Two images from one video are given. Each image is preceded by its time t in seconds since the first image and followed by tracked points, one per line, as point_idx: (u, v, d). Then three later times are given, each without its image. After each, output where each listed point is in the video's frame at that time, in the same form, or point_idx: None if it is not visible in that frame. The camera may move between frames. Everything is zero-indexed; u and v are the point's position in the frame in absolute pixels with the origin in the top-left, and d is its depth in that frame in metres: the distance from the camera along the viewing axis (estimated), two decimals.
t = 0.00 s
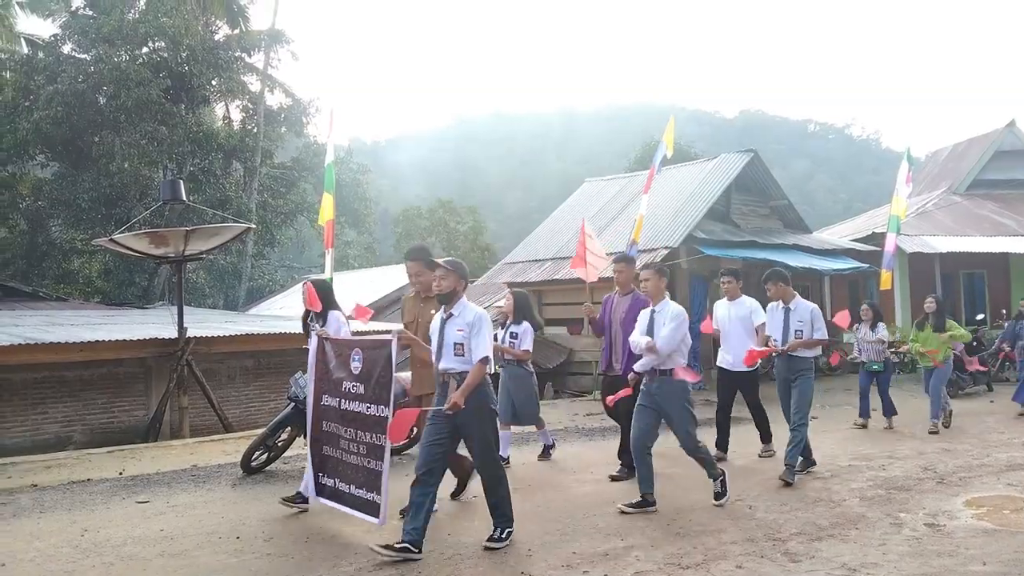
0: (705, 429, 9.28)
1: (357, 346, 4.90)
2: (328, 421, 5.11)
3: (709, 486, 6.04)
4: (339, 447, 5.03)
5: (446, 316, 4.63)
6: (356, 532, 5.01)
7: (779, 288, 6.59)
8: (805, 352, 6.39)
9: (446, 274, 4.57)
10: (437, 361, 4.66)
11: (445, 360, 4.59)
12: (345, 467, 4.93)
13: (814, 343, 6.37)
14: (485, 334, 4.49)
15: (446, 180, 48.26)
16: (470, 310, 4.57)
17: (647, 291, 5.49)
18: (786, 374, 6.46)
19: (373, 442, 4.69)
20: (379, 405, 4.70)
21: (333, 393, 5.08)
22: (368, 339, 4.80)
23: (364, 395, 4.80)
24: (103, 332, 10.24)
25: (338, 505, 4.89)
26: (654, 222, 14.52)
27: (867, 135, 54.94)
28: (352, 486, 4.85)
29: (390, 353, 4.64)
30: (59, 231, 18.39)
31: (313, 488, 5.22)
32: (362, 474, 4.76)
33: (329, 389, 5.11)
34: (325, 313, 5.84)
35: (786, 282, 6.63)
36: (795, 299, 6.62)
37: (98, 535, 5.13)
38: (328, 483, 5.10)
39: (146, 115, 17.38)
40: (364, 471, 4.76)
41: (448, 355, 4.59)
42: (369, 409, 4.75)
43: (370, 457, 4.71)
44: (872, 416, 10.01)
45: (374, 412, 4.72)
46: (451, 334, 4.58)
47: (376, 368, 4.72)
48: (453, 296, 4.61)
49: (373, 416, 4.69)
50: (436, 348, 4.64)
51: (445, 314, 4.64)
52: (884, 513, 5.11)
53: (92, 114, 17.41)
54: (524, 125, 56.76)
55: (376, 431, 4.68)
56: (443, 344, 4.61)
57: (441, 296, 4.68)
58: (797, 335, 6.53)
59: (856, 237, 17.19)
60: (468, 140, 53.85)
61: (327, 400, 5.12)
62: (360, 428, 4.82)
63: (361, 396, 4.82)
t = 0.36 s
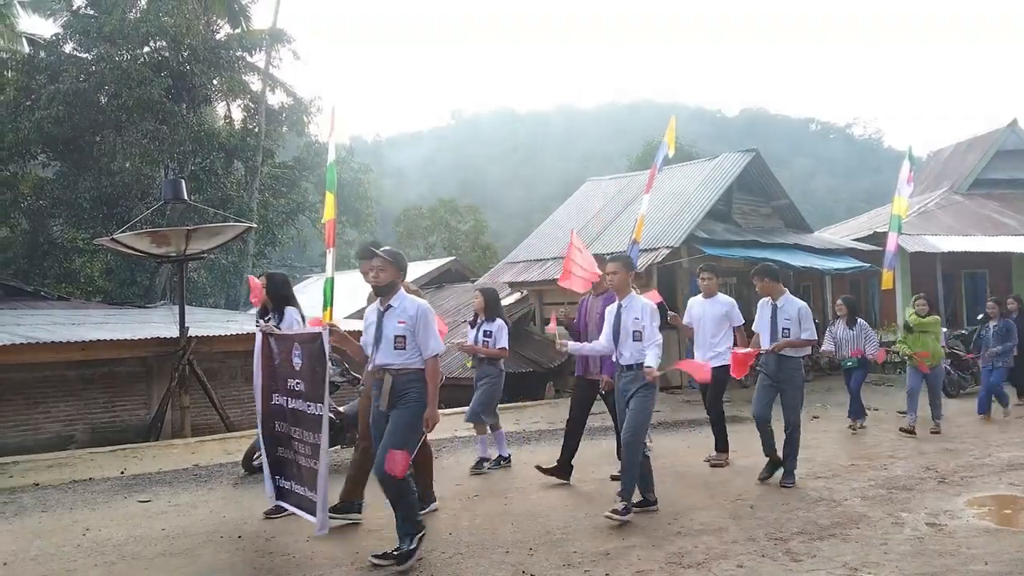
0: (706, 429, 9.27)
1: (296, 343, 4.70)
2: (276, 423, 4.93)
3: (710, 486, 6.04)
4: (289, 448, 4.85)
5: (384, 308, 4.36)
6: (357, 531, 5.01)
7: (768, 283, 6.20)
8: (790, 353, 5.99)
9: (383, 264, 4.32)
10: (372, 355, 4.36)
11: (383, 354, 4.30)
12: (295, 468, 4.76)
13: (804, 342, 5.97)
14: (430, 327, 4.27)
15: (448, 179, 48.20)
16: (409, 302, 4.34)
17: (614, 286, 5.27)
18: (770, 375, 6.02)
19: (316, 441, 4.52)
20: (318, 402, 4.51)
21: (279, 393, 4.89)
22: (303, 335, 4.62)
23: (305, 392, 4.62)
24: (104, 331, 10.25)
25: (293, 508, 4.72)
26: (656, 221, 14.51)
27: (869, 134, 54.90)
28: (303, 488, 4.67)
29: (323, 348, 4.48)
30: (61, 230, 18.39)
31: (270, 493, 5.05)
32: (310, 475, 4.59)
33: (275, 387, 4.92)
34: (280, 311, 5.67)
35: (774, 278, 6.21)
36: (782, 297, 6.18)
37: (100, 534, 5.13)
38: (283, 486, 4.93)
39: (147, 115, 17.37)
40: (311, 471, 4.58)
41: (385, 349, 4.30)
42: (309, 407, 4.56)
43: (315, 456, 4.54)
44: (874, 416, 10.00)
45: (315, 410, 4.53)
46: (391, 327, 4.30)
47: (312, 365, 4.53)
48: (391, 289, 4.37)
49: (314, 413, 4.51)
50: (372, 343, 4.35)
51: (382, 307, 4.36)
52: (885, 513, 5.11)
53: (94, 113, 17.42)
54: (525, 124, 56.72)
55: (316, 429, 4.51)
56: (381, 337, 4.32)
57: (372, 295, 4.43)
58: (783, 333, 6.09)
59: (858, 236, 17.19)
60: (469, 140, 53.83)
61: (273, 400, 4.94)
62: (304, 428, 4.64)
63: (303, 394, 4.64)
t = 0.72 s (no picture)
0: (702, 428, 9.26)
1: (233, 346, 4.31)
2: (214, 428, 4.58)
3: (707, 484, 6.05)
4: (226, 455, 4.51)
5: (320, 314, 3.94)
6: (352, 529, 5.00)
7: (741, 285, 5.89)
8: (766, 358, 5.70)
9: (322, 266, 3.90)
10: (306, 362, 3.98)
11: (314, 365, 3.92)
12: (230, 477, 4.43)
13: (780, 347, 5.66)
14: (363, 340, 3.81)
15: (443, 178, 48.11)
16: (346, 309, 3.88)
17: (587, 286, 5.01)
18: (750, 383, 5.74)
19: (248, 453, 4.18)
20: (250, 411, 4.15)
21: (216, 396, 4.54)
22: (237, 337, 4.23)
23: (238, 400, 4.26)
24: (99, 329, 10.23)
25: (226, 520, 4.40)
26: (653, 220, 14.51)
27: (865, 134, 54.99)
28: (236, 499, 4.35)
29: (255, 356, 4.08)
30: (56, 228, 18.32)
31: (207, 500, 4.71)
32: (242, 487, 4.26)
33: (212, 390, 4.56)
34: (222, 314, 5.08)
35: (747, 281, 5.87)
36: (756, 300, 5.83)
37: (95, 533, 5.12)
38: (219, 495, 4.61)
39: (143, 113, 17.33)
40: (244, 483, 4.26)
41: (316, 360, 3.92)
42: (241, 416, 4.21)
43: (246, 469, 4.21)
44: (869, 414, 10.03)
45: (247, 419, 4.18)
46: (324, 336, 3.89)
47: (244, 371, 4.15)
48: (330, 293, 3.93)
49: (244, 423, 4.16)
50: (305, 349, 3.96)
51: (319, 313, 3.94)
52: (881, 511, 5.11)
53: (89, 110, 17.37)
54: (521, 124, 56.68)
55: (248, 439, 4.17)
56: (313, 346, 3.93)
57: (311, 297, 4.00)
58: (758, 338, 5.77)
59: (853, 235, 17.23)
60: (465, 139, 53.77)
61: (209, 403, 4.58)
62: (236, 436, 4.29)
63: (236, 400, 4.28)
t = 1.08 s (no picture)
0: (702, 426, 9.25)
1: (162, 339, 4.15)
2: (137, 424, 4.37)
3: (707, 482, 6.04)
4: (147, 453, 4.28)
5: (253, 305, 3.67)
6: (354, 527, 5.00)
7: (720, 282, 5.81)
8: (746, 354, 5.60)
9: (255, 254, 3.66)
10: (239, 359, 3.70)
11: (246, 360, 3.63)
12: (151, 477, 4.19)
13: (760, 343, 5.57)
14: (291, 329, 3.53)
15: (446, 176, 48.09)
16: (278, 298, 3.62)
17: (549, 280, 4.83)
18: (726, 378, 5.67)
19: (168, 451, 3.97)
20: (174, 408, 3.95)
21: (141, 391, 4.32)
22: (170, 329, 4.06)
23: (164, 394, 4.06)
24: (101, 326, 10.24)
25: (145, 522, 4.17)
26: (655, 218, 14.50)
27: (868, 132, 54.93)
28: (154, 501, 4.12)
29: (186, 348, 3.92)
30: (58, 225, 18.33)
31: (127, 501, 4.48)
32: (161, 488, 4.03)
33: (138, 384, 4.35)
34: (160, 303, 5.33)
35: (727, 276, 5.79)
36: (736, 296, 5.73)
37: (96, 529, 5.13)
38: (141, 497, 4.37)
39: (145, 110, 17.35)
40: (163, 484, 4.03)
41: (248, 355, 3.63)
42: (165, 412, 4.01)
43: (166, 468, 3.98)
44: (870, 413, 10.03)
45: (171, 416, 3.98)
46: (255, 329, 3.62)
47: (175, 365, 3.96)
48: (263, 281, 3.69)
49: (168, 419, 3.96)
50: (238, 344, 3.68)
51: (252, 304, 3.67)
52: (881, 510, 5.11)
53: (92, 107, 17.37)
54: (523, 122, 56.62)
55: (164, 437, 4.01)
56: (245, 340, 3.65)
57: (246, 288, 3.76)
58: (737, 334, 5.67)
59: (856, 234, 17.21)
60: (468, 136, 53.73)
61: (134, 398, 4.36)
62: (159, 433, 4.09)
63: (162, 395, 4.08)
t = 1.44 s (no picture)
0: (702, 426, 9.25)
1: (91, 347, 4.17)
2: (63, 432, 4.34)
3: (709, 481, 6.05)
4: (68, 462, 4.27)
5: (161, 303, 3.56)
6: (355, 526, 5.01)
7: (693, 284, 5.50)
8: (724, 363, 5.34)
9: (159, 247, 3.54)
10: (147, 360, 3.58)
11: (158, 361, 3.53)
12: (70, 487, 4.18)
13: (735, 350, 5.31)
14: (213, 327, 3.49)
15: (445, 175, 48.08)
16: (192, 296, 3.54)
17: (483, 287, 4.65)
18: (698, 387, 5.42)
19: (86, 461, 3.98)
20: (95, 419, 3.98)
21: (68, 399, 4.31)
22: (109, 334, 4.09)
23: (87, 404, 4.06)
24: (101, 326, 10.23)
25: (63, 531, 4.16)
26: (655, 217, 14.50)
27: (867, 131, 54.95)
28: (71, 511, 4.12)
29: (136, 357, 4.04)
30: (58, 224, 18.30)
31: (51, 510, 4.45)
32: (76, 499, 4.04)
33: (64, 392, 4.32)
34: (92, 306, 4.98)
35: (707, 278, 5.45)
36: (714, 301, 5.47)
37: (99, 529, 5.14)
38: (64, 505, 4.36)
39: (145, 109, 17.35)
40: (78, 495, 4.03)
41: (161, 356, 3.54)
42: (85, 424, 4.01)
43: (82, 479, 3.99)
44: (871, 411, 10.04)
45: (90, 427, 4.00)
46: (168, 327, 3.52)
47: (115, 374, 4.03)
48: (175, 279, 3.59)
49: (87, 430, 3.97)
50: (148, 345, 3.56)
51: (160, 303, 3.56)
52: (882, 508, 5.11)
53: (91, 107, 17.36)
54: (523, 120, 56.61)
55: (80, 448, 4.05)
56: (157, 340, 3.55)
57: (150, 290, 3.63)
58: (711, 341, 5.42)
59: (856, 232, 17.21)
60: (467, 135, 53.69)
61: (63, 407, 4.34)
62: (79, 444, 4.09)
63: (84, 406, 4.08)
